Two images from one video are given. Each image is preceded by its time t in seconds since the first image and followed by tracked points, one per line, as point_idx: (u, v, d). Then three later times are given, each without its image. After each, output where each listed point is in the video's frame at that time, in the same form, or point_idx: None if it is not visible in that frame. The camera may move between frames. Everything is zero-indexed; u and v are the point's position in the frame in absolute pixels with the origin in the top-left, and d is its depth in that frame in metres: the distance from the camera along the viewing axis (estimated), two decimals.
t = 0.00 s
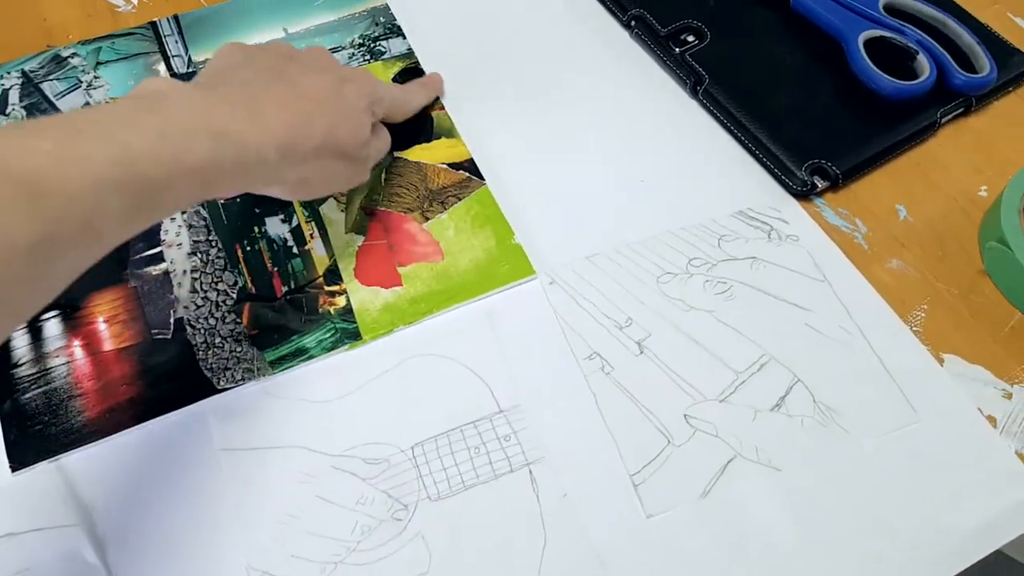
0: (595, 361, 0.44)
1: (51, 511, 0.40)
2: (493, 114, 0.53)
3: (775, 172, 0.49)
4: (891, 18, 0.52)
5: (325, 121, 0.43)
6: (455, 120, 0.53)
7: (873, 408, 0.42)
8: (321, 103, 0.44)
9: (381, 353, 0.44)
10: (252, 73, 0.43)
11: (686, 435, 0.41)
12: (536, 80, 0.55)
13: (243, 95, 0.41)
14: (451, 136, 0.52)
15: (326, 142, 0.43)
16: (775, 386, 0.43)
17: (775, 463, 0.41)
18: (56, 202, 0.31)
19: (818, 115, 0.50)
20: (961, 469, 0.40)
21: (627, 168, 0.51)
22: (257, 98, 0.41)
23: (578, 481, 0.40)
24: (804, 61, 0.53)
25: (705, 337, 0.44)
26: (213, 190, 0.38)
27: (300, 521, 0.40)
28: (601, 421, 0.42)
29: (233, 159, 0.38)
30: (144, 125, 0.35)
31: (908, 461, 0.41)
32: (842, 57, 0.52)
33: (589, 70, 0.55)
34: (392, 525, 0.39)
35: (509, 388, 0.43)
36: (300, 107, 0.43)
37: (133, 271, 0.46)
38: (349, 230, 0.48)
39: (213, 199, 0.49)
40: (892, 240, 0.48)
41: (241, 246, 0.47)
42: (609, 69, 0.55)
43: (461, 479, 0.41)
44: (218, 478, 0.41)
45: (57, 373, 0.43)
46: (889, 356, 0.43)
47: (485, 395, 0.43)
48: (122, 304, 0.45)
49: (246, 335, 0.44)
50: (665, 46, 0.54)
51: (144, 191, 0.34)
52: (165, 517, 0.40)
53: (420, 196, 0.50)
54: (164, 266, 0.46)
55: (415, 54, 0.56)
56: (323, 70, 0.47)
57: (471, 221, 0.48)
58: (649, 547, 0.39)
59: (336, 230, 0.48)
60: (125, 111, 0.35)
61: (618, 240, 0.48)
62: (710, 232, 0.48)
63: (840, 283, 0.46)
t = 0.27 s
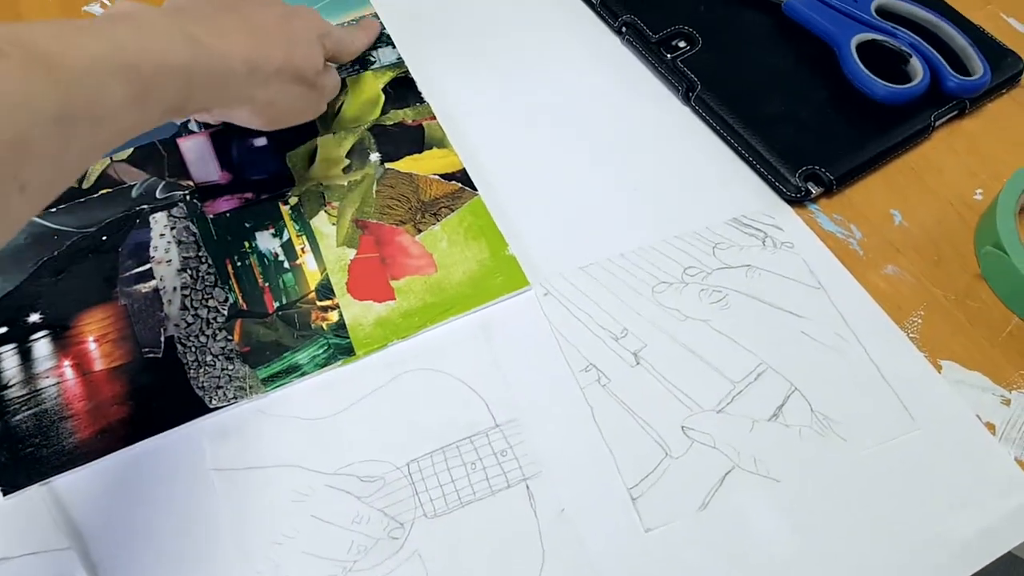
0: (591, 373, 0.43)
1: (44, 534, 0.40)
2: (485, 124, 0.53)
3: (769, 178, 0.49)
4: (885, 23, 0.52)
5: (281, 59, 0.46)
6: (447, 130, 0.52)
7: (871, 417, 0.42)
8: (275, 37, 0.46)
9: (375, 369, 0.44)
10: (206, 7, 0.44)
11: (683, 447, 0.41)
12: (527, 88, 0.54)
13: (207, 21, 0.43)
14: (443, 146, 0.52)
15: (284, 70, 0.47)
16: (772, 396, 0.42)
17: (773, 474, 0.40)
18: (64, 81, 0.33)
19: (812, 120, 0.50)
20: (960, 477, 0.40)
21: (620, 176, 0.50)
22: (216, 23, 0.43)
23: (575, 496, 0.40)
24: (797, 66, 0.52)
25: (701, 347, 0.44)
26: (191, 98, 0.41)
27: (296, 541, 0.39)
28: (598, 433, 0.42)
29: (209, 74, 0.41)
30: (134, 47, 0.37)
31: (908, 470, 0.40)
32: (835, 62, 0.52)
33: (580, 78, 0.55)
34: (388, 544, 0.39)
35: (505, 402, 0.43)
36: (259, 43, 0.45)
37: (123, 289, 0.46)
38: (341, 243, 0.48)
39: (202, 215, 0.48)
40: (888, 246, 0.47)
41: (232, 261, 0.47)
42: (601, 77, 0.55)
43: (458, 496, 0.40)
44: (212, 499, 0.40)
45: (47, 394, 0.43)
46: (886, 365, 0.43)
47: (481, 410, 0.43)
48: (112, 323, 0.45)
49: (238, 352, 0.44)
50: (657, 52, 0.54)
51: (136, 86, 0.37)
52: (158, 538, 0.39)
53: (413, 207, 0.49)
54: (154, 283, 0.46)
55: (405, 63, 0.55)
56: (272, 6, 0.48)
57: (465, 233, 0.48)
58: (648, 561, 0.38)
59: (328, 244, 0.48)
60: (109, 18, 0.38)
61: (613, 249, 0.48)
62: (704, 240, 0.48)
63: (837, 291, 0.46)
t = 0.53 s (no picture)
0: (599, 382, 0.43)
1: (56, 545, 0.40)
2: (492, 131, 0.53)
3: (777, 185, 0.49)
4: (893, 29, 0.52)
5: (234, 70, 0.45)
6: (454, 138, 0.53)
7: (880, 425, 0.42)
8: (225, 57, 0.45)
9: (384, 378, 0.44)
10: (163, 37, 0.44)
11: (692, 456, 0.41)
12: (533, 96, 0.54)
13: (162, 48, 0.43)
14: (450, 154, 0.52)
15: (244, 91, 0.45)
16: (781, 404, 0.42)
17: (783, 483, 0.40)
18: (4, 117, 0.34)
19: (819, 127, 0.50)
20: (971, 484, 0.40)
21: (627, 183, 0.50)
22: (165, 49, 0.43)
23: (585, 505, 0.40)
24: (805, 73, 0.52)
25: (710, 356, 0.44)
26: (148, 131, 0.41)
27: (306, 551, 0.39)
28: (607, 442, 0.42)
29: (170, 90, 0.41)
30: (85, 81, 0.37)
31: (919, 478, 0.40)
32: (843, 69, 0.52)
33: (586, 85, 0.55)
34: (397, 553, 0.39)
35: (513, 411, 0.43)
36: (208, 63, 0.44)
37: (133, 299, 0.46)
38: (349, 252, 0.48)
39: (211, 224, 0.48)
40: (897, 253, 0.47)
41: (241, 270, 0.47)
42: (608, 84, 0.55)
43: (467, 505, 0.40)
44: (223, 509, 0.40)
45: (58, 404, 0.43)
46: (895, 373, 0.43)
47: (489, 419, 0.43)
48: (122, 333, 0.45)
49: (248, 362, 0.44)
50: (664, 59, 0.54)
51: (89, 121, 0.37)
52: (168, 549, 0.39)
53: (420, 216, 0.49)
54: (164, 292, 0.46)
55: (412, 71, 0.55)
56: (226, 26, 0.47)
57: (472, 241, 0.48)
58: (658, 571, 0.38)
59: (336, 253, 0.48)
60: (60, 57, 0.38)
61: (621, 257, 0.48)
62: (712, 248, 0.48)
63: (845, 298, 0.46)
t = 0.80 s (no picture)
0: (627, 393, 0.44)
1: (94, 534, 0.41)
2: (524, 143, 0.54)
3: (807, 205, 0.50)
4: (924, 56, 0.53)
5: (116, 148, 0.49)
6: (487, 149, 0.54)
7: (903, 444, 0.42)
8: (124, 122, 0.51)
9: (416, 381, 0.45)
10: (42, 108, 0.51)
11: (718, 468, 0.42)
12: (565, 109, 0.56)
13: (51, 128, 0.50)
14: (483, 164, 0.53)
15: (145, 157, 0.50)
16: (805, 421, 0.43)
17: (806, 498, 0.41)
18: None
19: (849, 149, 0.51)
20: (993, 505, 0.41)
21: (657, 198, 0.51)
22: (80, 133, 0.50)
23: (610, 513, 0.41)
24: (835, 96, 0.53)
25: (737, 371, 0.45)
26: (53, 219, 0.48)
27: (337, 548, 0.40)
28: (633, 452, 0.42)
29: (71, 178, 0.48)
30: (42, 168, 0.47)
31: (941, 497, 0.41)
32: (873, 93, 0.53)
33: (618, 101, 0.56)
34: (426, 553, 0.40)
35: (541, 418, 0.44)
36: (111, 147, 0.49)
37: (174, 296, 0.47)
38: (384, 257, 0.49)
39: (250, 226, 0.50)
40: (922, 275, 0.48)
41: (279, 272, 0.48)
42: (639, 101, 0.56)
43: (495, 509, 0.41)
44: (257, 504, 0.41)
45: (98, 395, 0.44)
46: (919, 394, 0.44)
47: (517, 425, 0.44)
48: (163, 329, 0.46)
49: (284, 361, 0.45)
50: (697, 78, 0.55)
51: None
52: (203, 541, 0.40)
53: (453, 224, 0.50)
54: (204, 291, 0.47)
55: (448, 83, 0.57)
56: (123, 91, 0.53)
57: (504, 251, 0.49)
58: None
59: (371, 257, 0.49)
60: None
61: (650, 270, 0.49)
62: (740, 265, 0.48)
63: (870, 318, 0.46)
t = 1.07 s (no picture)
0: (656, 387, 0.45)
1: (131, 494, 0.42)
2: (564, 137, 0.55)
3: (843, 211, 0.50)
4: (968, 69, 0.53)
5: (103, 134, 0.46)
6: (527, 141, 0.55)
7: (929, 451, 0.42)
8: (100, 107, 0.47)
9: (448, 364, 0.46)
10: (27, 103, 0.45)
11: (743, 466, 0.42)
12: (606, 106, 0.56)
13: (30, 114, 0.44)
14: (523, 156, 0.54)
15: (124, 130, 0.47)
16: (832, 424, 0.43)
17: (830, 499, 0.41)
18: None
19: (889, 158, 0.51)
20: (1017, 516, 0.41)
21: (693, 198, 0.52)
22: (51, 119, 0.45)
23: (634, 503, 0.41)
24: (877, 105, 0.53)
25: (766, 371, 0.45)
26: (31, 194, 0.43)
27: (365, 521, 0.41)
28: (660, 445, 0.43)
29: (41, 172, 0.43)
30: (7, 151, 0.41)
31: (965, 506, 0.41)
32: (915, 103, 0.53)
33: (658, 100, 0.56)
34: (452, 531, 0.41)
35: (570, 407, 0.44)
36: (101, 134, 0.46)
37: (217, 270, 0.48)
38: (421, 242, 0.50)
39: (293, 205, 0.51)
40: (955, 286, 0.48)
41: (319, 251, 0.49)
42: (680, 100, 0.56)
43: (521, 493, 0.42)
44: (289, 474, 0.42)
45: (140, 361, 0.45)
46: (947, 403, 0.44)
47: (546, 412, 0.44)
48: (205, 301, 0.47)
49: (321, 338, 0.46)
50: (739, 80, 0.56)
51: None
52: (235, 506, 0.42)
53: (490, 213, 0.51)
54: (246, 266, 0.49)
55: (491, 74, 0.57)
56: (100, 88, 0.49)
57: (539, 241, 0.50)
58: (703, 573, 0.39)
59: (408, 241, 0.50)
60: None
61: (683, 268, 0.49)
62: (774, 267, 0.49)
63: (902, 326, 0.47)
